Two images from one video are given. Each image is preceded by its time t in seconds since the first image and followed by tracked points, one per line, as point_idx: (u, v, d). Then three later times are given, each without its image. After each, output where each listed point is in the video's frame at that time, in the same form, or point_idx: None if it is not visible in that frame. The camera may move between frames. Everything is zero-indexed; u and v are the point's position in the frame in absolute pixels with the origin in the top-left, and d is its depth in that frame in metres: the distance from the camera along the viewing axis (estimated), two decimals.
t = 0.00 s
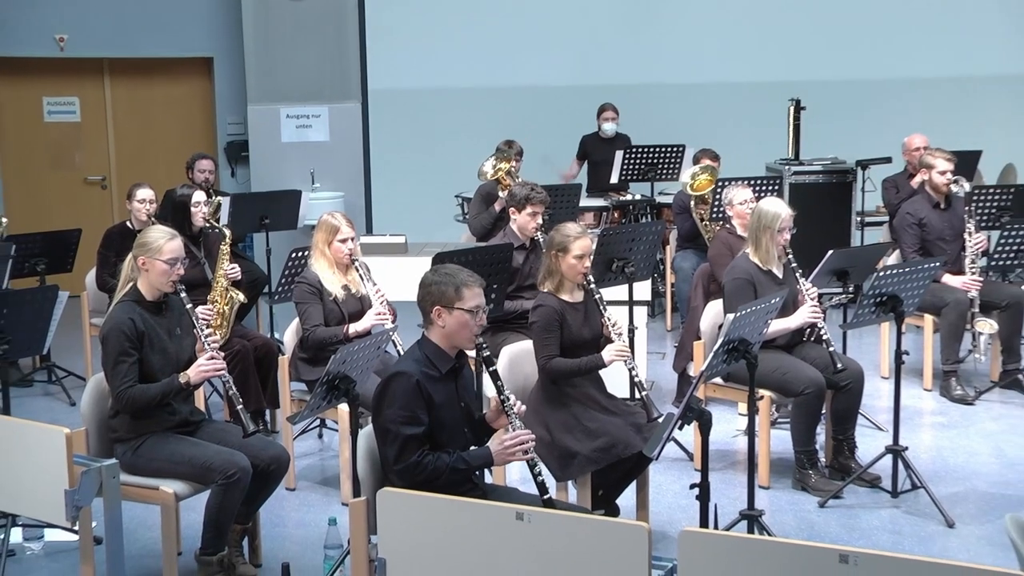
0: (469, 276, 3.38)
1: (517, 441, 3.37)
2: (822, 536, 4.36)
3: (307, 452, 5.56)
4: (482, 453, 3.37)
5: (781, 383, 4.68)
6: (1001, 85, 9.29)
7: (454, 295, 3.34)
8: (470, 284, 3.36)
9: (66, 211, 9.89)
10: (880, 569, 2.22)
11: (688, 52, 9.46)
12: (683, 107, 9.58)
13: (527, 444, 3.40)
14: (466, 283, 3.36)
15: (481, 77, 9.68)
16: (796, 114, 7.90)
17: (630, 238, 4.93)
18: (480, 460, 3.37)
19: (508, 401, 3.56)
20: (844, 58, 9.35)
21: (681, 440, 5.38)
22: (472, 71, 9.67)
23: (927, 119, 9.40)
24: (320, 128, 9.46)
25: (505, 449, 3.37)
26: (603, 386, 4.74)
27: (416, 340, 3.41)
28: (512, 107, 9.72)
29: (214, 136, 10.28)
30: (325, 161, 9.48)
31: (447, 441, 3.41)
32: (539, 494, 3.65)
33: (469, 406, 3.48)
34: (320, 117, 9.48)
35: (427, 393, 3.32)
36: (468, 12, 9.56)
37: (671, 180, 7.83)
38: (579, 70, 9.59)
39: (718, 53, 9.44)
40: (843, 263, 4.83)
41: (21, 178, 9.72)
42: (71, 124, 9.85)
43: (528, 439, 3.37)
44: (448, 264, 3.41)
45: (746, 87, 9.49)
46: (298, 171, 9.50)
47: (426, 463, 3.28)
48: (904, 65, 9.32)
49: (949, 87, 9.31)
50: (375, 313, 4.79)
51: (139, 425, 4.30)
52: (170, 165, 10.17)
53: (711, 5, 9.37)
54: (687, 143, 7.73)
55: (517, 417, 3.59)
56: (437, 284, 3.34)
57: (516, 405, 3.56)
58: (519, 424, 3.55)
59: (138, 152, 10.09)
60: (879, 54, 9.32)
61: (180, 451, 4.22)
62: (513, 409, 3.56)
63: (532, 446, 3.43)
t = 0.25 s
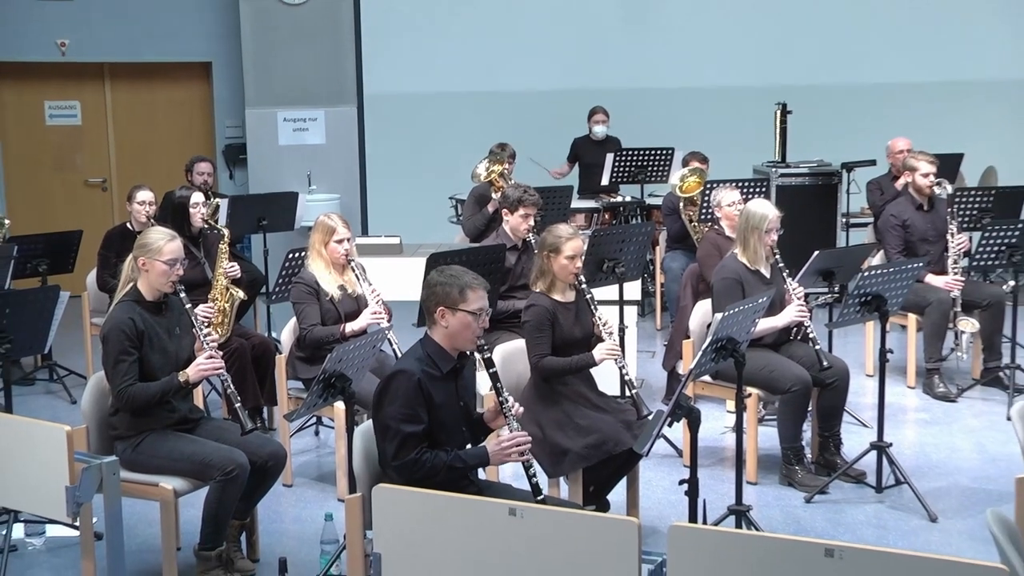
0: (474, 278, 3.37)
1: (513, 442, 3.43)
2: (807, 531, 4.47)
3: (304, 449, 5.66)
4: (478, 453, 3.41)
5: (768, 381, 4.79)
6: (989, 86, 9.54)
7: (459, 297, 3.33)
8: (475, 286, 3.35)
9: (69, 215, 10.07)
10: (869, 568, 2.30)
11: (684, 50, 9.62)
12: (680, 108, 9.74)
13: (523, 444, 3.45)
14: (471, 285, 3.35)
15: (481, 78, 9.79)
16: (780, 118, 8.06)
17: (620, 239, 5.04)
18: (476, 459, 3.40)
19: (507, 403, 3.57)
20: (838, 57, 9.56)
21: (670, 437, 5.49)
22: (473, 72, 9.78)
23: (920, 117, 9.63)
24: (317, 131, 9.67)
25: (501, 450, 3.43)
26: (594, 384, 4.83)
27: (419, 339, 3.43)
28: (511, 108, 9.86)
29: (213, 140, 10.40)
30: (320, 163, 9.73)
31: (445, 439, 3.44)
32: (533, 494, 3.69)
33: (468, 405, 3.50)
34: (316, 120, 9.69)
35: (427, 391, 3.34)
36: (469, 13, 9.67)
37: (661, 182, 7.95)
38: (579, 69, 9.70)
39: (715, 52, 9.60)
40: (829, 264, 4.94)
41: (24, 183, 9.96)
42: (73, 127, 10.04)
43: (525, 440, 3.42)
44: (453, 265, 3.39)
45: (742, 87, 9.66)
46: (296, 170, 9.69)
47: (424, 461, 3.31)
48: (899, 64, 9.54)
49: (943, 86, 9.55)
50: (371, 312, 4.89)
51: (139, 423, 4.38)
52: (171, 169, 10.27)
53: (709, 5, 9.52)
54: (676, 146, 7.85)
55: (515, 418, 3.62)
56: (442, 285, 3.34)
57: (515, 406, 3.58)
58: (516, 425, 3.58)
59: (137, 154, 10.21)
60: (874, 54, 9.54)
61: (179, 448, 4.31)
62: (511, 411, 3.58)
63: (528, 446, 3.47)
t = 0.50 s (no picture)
0: (479, 282, 3.45)
1: (511, 444, 3.47)
2: (796, 526, 4.57)
3: (305, 445, 5.79)
4: (476, 453, 3.49)
5: (758, 379, 4.89)
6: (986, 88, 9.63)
7: (464, 300, 3.41)
8: (480, 290, 3.44)
9: (74, 217, 10.21)
10: (851, 568, 2.36)
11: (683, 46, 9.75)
12: (678, 110, 9.88)
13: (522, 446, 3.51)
14: (476, 289, 3.42)
15: (481, 78, 9.95)
16: (769, 123, 8.13)
17: (613, 240, 5.16)
18: (474, 459, 3.48)
19: (506, 405, 3.66)
20: (834, 60, 9.67)
21: (662, 434, 5.62)
22: (474, 72, 9.95)
23: (918, 118, 9.75)
24: (316, 134, 9.83)
25: (499, 451, 3.48)
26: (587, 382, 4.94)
27: (423, 339, 3.49)
28: (511, 109, 10.01)
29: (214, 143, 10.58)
30: (319, 165, 9.88)
31: (445, 438, 3.51)
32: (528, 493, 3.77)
33: (468, 404, 3.58)
34: (316, 124, 9.85)
35: (429, 390, 3.40)
36: (469, 14, 9.83)
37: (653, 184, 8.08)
38: (579, 68, 9.85)
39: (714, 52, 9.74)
40: (816, 264, 5.06)
41: (30, 186, 10.06)
42: (77, 131, 10.17)
43: (522, 441, 3.48)
44: (459, 268, 3.47)
45: (738, 87, 9.79)
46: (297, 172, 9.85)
47: (424, 459, 3.38)
48: (896, 66, 9.66)
49: (942, 86, 9.67)
50: (369, 312, 5.00)
51: (143, 420, 4.47)
52: (173, 172, 10.47)
53: (710, 3, 9.66)
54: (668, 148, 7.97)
55: (513, 418, 3.69)
56: (448, 288, 3.42)
57: (514, 407, 3.66)
58: (514, 426, 3.66)
59: (141, 157, 10.39)
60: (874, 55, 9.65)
61: (181, 445, 4.40)
62: (510, 412, 3.66)
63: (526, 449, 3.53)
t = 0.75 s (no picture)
0: (482, 285, 3.54)
1: (509, 443, 3.59)
2: (788, 520, 4.68)
3: (307, 442, 5.90)
4: (475, 452, 3.59)
5: (750, 377, 4.99)
6: (978, 89, 9.76)
7: (468, 302, 3.50)
8: (482, 292, 3.52)
9: (84, 219, 10.38)
10: (841, 563, 2.38)
11: (681, 48, 9.86)
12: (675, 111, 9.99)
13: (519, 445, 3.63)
14: (479, 291, 3.51)
15: (480, 80, 10.06)
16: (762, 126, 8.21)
17: (608, 241, 5.26)
18: (473, 457, 3.58)
19: (505, 406, 3.77)
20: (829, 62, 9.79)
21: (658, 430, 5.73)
22: (472, 74, 10.05)
23: (912, 119, 9.88)
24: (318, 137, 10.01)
25: (497, 450, 3.60)
26: (583, 381, 5.04)
27: (425, 339, 3.59)
28: (510, 111, 10.12)
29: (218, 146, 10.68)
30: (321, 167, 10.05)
31: (445, 436, 3.61)
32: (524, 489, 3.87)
33: (468, 403, 3.68)
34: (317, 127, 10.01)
35: (431, 389, 3.50)
36: (469, 17, 9.95)
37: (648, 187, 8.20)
38: (578, 70, 9.97)
39: (711, 54, 9.86)
40: (808, 265, 5.17)
41: (39, 189, 10.21)
42: (85, 135, 10.31)
43: (519, 441, 3.59)
44: (463, 271, 3.56)
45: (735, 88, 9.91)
46: (298, 174, 10.03)
47: (424, 456, 3.48)
48: (890, 69, 9.78)
49: (936, 89, 9.79)
50: (370, 312, 5.11)
51: (149, 418, 4.58)
52: (178, 175, 10.57)
53: (710, 4, 9.77)
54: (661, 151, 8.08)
55: (512, 418, 3.80)
56: (452, 290, 3.51)
57: (513, 407, 3.77)
58: (512, 425, 3.77)
59: (147, 160, 10.50)
60: (865, 55, 9.79)
61: (186, 442, 4.50)
62: (509, 412, 3.77)
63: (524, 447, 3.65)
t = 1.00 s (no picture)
0: (474, 285, 3.66)
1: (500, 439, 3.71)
2: (772, 514, 4.80)
3: (304, 439, 6.03)
4: (467, 448, 3.71)
5: (735, 375, 5.12)
6: (967, 94, 9.92)
7: (460, 302, 3.62)
8: (475, 292, 3.64)
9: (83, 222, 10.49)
10: (823, 555, 2.44)
11: (674, 52, 10.00)
12: (667, 114, 10.13)
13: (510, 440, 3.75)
14: (471, 291, 3.63)
15: (475, 84, 10.20)
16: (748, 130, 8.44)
17: (598, 242, 5.39)
18: (465, 453, 3.70)
19: (496, 402, 3.90)
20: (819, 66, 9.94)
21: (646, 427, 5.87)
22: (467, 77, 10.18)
23: (900, 123, 10.03)
24: (314, 142, 10.22)
25: (488, 446, 3.72)
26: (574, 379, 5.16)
27: (418, 338, 3.70)
28: (504, 115, 10.25)
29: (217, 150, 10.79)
30: (318, 170, 10.25)
31: (437, 432, 3.73)
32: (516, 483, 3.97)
33: (460, 401, 3.81)
34: (313, 132, 10.24)
35: (424, 387, 3.63)
36: (464, 22, 10.10)
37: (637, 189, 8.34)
38: (570, 75, 10.11)
39: (703, 58, 10.00)
40: (792, 265, 5.31)
41: (40, 192, 10.33)
42: (86, 139, 10.43)
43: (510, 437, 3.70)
44: (455, 271, 3.68)
45: (726, 92, 10.06)
46: (295, 178, 10.22)
47: (417, 452, 3.60)
48: (879, 73, 9.93)
49: (923, 94, 9.95)
50: (365, 311, 5.23)
51: (149, 415, 4.70)
52: (179, 177, 10.67)
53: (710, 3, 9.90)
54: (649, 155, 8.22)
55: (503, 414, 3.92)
56: (444, 290, 3.63)
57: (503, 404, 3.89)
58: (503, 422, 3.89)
59: (148, 164, 10.61)
60: (855, 59, 9.94)
61: (186, 439, 4.61)
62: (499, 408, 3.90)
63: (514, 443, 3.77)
